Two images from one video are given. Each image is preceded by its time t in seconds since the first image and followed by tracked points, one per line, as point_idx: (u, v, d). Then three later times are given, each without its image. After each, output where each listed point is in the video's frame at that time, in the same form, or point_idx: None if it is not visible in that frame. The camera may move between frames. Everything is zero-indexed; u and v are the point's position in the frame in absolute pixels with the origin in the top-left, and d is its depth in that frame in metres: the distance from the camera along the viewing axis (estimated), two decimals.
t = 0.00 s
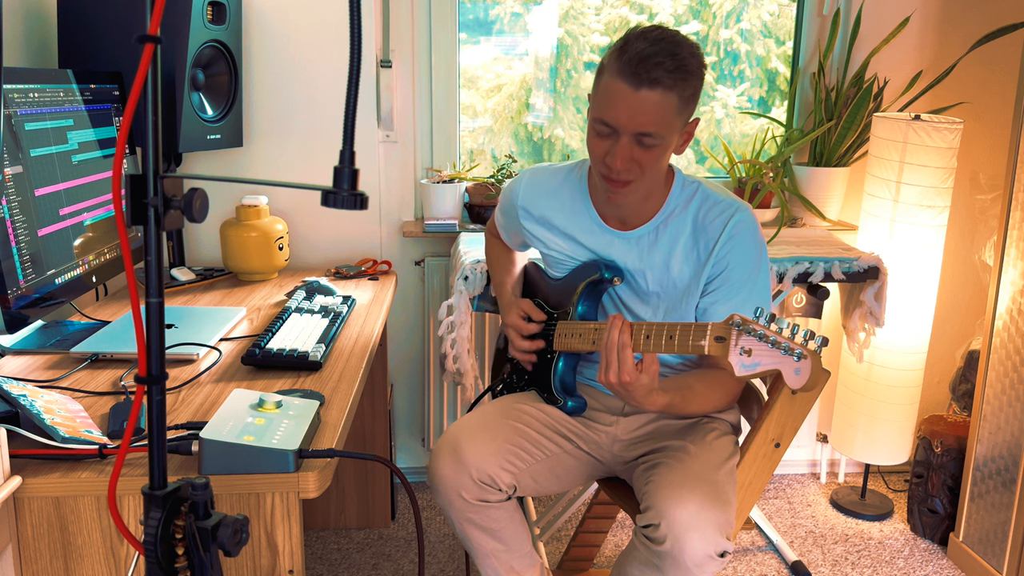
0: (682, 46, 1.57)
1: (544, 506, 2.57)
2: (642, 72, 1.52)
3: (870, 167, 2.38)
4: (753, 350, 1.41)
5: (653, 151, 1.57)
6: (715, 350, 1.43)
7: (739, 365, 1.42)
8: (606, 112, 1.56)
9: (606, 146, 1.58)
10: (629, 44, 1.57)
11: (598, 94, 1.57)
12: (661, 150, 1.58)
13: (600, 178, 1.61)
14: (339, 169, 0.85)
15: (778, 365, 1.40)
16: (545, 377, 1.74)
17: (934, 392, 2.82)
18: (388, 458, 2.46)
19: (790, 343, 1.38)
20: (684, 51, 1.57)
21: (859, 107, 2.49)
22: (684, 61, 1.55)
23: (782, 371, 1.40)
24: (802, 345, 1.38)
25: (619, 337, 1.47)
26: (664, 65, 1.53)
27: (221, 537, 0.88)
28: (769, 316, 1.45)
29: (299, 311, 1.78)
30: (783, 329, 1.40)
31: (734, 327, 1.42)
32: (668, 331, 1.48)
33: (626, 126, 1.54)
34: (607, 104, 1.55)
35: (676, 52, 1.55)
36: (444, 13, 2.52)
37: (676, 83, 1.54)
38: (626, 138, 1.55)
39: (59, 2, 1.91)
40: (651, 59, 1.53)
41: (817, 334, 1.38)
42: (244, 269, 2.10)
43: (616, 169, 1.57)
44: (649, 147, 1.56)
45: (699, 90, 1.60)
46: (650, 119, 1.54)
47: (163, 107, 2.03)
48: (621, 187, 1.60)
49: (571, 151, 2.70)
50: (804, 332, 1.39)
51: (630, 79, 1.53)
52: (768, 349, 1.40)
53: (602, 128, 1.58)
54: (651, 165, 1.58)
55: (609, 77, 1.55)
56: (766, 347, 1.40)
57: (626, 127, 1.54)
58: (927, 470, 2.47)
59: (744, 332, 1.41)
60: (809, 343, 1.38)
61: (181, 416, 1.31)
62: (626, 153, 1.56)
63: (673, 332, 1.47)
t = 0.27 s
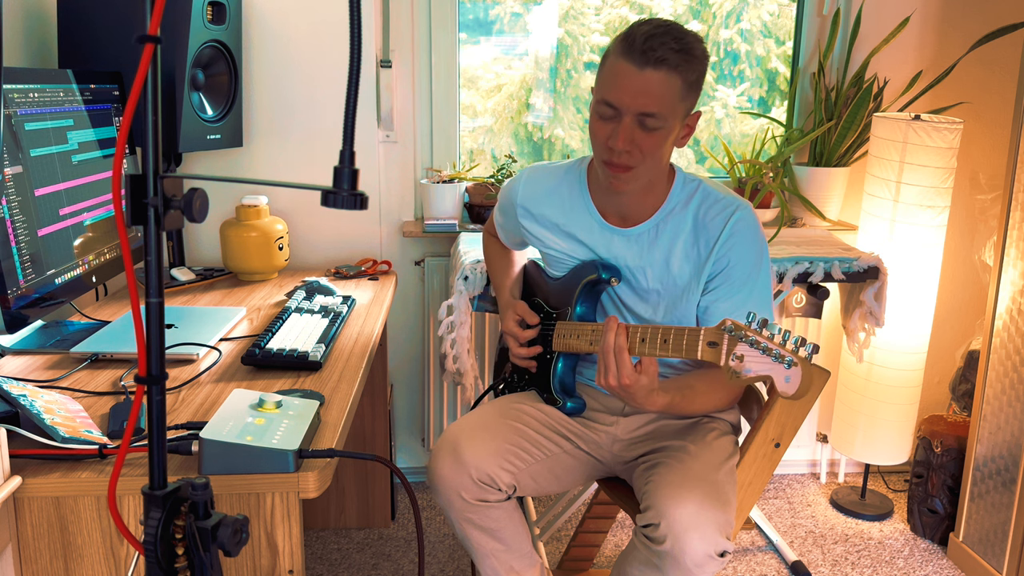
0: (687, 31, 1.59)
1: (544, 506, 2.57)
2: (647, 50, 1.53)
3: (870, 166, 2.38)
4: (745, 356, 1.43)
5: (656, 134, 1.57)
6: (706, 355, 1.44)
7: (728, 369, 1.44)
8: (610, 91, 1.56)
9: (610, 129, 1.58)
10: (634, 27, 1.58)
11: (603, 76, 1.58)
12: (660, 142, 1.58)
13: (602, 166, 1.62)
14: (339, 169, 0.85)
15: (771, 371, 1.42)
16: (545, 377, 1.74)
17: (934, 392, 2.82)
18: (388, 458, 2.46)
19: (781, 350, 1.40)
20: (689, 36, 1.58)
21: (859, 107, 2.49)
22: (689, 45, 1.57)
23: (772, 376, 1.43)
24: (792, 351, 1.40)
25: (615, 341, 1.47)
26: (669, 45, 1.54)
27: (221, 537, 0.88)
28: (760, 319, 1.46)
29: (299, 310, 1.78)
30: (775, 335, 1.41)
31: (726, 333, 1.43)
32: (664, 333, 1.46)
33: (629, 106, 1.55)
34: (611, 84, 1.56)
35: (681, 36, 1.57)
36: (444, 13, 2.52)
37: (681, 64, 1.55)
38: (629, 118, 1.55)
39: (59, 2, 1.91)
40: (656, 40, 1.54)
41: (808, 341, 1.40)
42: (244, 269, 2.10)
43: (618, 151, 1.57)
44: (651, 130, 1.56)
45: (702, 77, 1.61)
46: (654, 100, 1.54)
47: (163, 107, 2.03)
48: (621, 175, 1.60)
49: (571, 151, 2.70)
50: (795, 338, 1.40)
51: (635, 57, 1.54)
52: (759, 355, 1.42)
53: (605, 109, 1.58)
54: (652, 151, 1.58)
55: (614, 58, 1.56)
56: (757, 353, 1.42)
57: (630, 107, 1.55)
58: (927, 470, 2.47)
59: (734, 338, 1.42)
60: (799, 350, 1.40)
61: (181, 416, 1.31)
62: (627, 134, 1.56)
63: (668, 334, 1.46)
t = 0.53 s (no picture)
0: (674, 79, 1.55)
1: (544, 506, 2.57)
2: (630, 111, 1.50)
3: (870, 167, 2.38)
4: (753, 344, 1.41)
5: (642, 183, 1.56)
6: (715, 344, 1.42)
7: (738, 357, 1.42)
8: (596, 144, 1.54)
9: (597, 177, 1.57)
10: (619, 75, 1.55)
11: (589, 124, 1.56)
12: (651, 180, 1.56)
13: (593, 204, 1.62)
14: (339, 169, 0.85)
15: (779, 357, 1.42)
16: (545, 377, 1.74)
17: (934, 392, 2.82)
18: (388, 458, 2.46)
19: (790, 335, 1.41)
20: (676, 84, 1.54)
21: (859, 107, 2.49)
22: (675, 96, 1.53)
23: (782, 362, 1.43)
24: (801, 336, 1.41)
25: (619, 335, 1.47)
26: (652, 103, 1.51)
27: (221, 537, 0.88)
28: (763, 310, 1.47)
29: (299, 311, 1.78)
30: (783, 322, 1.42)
31: (735, 322, 1.41)
32: (669, 326, 1.46)
33: (615, 161, 1.53)
34: (596, 138, 1.54)
35: (667, 87, 1.53)
36: (444, 13, 2.52)
37: (665, 121, 1.52)
38: (614, 172, 1.54)
39: (59, 2, 1.91)
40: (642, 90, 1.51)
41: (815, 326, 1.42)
42: (244, 269, 2.10)
43: (605, 203, 1.57)
44: (638, 181, 1.55)
45: (691, 122, 1.58)
46: (639, 154, 1.52)
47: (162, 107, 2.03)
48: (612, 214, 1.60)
49: (571, 151, 2.70)
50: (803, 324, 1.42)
51: (618, 115, 1.51)
52: (767, 342, 1.42)
53: (591, 159, 1.56)
54: (641, 196, 1.58)
55: (598, 111, 1.54)
56: (766, 340, 1.41)
57: (614, 162, 1.53)
58: (927, 470, 2.47)
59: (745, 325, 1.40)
60: (808, 335, 1.41)
61: (181, 416, 1.31)
62: (614, 186, 1.55)
63: (672, 327, 1.45)
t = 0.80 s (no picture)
0: (680, 49, 1.57)
1: (544, 506, 2.57)
2: (638, 74, 1.52)
3: (870, 167, 2.38)
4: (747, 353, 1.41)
5: (648, 154, 1.56)
6: (709, 353, 1.43)
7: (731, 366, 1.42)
8: (602, 112, 1.54)
9: (602, 148, 1.57)
10: (626, 46, 1.56)
11: (595, 94, 1.57)
12: (656, 153, 1.57)
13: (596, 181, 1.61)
14: (339, 169, 0.85)
15: (772, 368, 1.42)
16: (545, 377, 1.74)
17: (934, 393, 2.82)
18: (389, 457, 2.46)
19: (784, 347, 1.40)
20: (682, 54, 1.56)
21: (859, 107, 2.49)
22: (682, 64, 1.55)
23: (773, 373, 1.43)
24: (795, 348, 1.40)
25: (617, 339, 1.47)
26: (660, 67, 1.52)
27: (221, 537, 0.88)
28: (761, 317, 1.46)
29: (299, 310, 1.78)
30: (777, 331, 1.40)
31: (730, 331, 1.41)
32: (666, 332, 1.46)
33: (621, 128, 1.53)
34: (602, 106, 1.54)
35: (674, 55, 1.55)
36: (444, 13, 2.52)
37: (673, 86, 1.53)
38: (621, 140, 1.54)
39: (59, 2, 1.91)
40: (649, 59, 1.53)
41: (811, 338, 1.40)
42: (244, 269, 2.10)
43: (610, 172, 1.55)
44: (643, 151, 1.55)
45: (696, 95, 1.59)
46: (646, 121, 1.53)
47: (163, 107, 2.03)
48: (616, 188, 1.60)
49: (571, 151, 2.70)
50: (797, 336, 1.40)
51: (626, 79, 1.52)
52: (761, 352, 1.42)
53: (597, 130, 1.56)
54: (647, 168, 1.57)
55: (606, 79, 1.55)
56: (759, 350, 1.41)
57: (620, 129, 1.53)
58: (927, 470, 2.47)
59: (739, 335, 1.40)
60: (802, 347, 1.40)
61: (181, 416, 1.31)
62: (620, 155, 1.54)
63: (669, 333, 1.46)
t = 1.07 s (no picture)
0: (686, 38, 1.57)
1: (544, 506, 2.57)
2: (645, 61, 1.52)
3: (870, 166, 2.38)
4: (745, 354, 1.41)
5: (653, 143, 1.56)
6: (708, 353, 1.43)
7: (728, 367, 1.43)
8: (608, 100, 1.55)
9: (607, 137, 1.57)
10: (631, 34, 1.56)
11: (601, 82, 1.57)
12: (661, 142, 1.57)
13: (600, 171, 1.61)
14: (339, 169, 0.85)
15: (770, 370, 1.42)
16: (545, 377, 1.74)
17: (934, 393, 2.82)
18: (389, 457, 2.46)
19: (782, 348, 1.40)
20: (687, 42, 1.56)
21: (859, 107, 2.49)
22: (687, 53, 1.55)
23: (772, 374, 1.43)
24: (793, 350, 1.40)
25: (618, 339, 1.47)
26: (666, 55, 1.53)
27: (221, 537, 0.88)
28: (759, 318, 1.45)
29: (299, 310, 1.78)
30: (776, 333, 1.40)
31: (727, 332, 1.41)
32: (665, 332, 1.46)
33: (627, 116, 1.54)
34: (608, 93, 1.55)
35: (679, 43, 1.55)
36: (444, 13, 2.52)
37: (679, 73, 1.53)
38: (626, 129, 1.54)
39: (59, 2, 1.91)
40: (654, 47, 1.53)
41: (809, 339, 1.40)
42: (244, 269, 2.10)
43: (615, 160, 1.56)
44: (649, 139, 1.55)
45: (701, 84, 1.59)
46: (652, 109, 1.53)
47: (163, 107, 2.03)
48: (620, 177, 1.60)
49: (571, 151, 2.70)
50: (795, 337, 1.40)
51: (633, 67, 1.52)
52: (758, 352, 1.42)
53: (602, 119, 1.57)
54: (651, 158, 1.57)
55: (611, 67, 1.55)
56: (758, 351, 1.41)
57: (626, 117, 1.54)
58: (927, 470, 2.47)
59: (736, 336, 1.41)
60: (800, 348, 1.40)
61: (181, 416, 1.31)
62: (625, 143, 1.55)
63: (668, 334, 1.46)
